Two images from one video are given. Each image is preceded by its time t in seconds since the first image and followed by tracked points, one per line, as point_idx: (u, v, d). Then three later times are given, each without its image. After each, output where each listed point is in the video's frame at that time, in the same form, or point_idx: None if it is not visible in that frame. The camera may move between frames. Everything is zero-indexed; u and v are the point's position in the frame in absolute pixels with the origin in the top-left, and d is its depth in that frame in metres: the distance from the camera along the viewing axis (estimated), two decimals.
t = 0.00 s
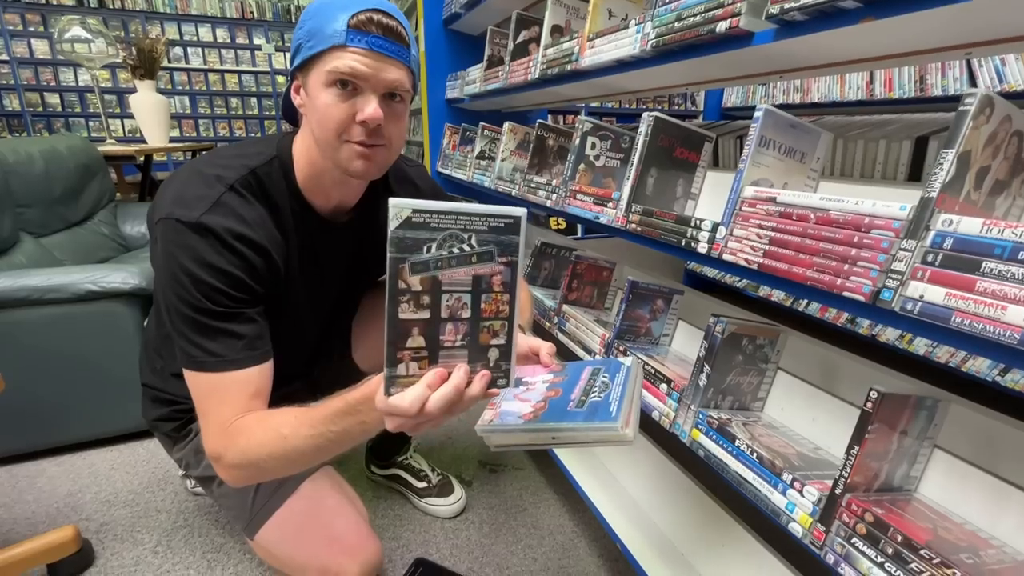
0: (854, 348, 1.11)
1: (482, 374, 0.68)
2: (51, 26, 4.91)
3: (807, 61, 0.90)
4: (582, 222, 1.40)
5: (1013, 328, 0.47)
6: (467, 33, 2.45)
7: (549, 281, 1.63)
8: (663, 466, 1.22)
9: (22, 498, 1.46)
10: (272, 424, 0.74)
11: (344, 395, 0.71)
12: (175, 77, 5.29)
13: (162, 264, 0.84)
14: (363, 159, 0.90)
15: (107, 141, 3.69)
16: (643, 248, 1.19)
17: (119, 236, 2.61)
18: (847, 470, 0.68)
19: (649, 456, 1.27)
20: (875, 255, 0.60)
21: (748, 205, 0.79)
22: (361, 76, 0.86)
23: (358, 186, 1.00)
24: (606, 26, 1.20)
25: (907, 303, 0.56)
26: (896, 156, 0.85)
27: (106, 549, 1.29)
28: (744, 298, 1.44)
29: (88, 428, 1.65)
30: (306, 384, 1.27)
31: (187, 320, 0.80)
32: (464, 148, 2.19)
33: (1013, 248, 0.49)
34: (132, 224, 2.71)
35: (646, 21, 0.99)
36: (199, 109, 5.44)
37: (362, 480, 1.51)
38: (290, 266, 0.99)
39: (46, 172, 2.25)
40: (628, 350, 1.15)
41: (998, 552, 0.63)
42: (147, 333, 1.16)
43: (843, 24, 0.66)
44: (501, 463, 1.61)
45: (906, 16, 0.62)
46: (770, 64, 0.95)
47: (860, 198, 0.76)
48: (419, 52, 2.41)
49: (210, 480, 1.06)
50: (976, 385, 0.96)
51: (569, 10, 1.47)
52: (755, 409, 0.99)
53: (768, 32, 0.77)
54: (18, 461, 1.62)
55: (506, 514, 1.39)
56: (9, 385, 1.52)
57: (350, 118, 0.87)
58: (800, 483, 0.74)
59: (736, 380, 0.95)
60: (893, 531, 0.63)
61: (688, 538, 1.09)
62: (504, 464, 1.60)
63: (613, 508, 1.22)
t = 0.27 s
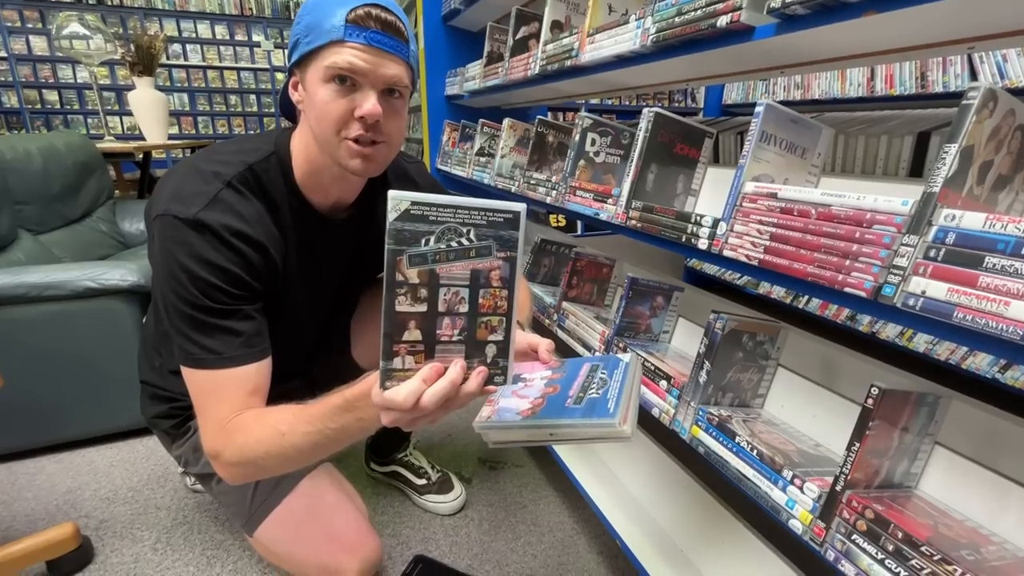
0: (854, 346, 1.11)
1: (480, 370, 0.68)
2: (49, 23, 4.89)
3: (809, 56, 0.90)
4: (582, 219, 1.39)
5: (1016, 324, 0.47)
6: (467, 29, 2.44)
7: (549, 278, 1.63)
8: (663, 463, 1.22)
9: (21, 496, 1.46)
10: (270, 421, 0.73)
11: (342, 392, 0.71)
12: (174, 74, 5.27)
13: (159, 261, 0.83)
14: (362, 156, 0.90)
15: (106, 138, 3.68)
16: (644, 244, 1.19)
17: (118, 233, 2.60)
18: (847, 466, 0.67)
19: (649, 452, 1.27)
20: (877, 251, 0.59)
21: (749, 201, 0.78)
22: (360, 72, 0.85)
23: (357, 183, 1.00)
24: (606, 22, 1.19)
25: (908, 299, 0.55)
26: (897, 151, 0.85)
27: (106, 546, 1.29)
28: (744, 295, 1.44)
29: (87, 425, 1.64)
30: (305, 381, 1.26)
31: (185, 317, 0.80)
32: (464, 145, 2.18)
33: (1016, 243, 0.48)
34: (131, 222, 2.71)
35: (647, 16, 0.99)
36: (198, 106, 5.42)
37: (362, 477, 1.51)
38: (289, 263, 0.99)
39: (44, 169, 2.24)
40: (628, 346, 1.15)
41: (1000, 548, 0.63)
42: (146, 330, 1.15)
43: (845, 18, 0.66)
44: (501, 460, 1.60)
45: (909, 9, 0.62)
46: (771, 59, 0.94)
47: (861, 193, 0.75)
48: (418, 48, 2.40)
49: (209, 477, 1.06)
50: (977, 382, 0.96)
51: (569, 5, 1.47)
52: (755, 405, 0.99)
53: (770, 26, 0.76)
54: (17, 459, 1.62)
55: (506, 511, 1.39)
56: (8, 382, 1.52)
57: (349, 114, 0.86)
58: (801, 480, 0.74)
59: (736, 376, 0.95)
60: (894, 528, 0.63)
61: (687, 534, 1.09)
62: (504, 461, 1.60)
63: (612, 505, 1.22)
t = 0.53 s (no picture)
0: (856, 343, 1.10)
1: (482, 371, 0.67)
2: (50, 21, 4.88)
3: (811, 53, 0.90)
4: (583, 216, 1.39)
5: (1020, 321, 0.47)
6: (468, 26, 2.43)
7: (550, 276, 1.63)
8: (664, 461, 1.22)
9: (23, 493, 1.46)
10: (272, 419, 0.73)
11: (344, 391, 0.71)
12: (174, 72, 5.27)
13: (160, 259, 0.83)
14: (365, 154, 0.90)
15: (107, 136, 3.68)
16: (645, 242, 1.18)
17: (119, 231, 2.60)
18: (850, 464, 0.67)
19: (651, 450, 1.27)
20: (881, 248, 0.59)
21: (751, 198, 0.78)
22: (363, 69, 0.85)
23: (359, 181, 1.00)
24: (608, 18, 1.18)
25: (913, 296, 0.55)
26: (901, 148, 0.85)
27: (108, 544, 1.29)
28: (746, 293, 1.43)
29: (89, 423, 1.64)
30: (307, 378, 1.26)
31: (186, 315, 0.80)
32: (465, 143, 2.18)
33: (1022, 240, 0.48)
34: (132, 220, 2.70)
35: (649, 13, 0.99)
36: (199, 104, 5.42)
37: (363, 475, 1.51)
38: (290, 261, 0.99)
39: (45, 167, 2.24)
40: (630, 344, 1.15)
41: (1003, 546, 0.63)
42: (146, 327, 1.15)
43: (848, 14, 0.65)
44: (502, 458, 1.60)
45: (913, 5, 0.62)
46: (773, 56, 0.94)
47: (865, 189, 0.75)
48: (419, 46, 2.40)
49: (210, 475, 1.06)
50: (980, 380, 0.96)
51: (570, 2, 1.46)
52: (757, 403, 0.99)
53: (772, 22, 0.76)
54: (18, 456, 1.62)
55: (507, 509, 1.39)
56: (10, 381, 1.52)
57: (352, 112, 0.86)
58: (803, 477, 0.74)
59: (739, 374, 0.94)
60: (897, 526, 0.63)
61: (689, 532, 1.08)
62: (505, 459, 1.60)
63: (614, 503, 1.22)
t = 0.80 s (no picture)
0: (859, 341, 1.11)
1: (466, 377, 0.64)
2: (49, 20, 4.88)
3: (814, 49, 0.89)
4: (584, 214, 1.39)
5: None
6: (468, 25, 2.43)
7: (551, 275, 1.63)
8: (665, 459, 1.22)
9: (24, 492, 1.45)
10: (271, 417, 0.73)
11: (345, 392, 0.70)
12: (174, 71, 5.27)
13: (160, 257, 0.83)
14: (367, 153, 0.89)
15: (107, 135, 3.67)
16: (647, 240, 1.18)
17: (118, 230, 2.60)
18: (853, 462, 0.67)
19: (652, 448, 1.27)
20: (884, 245, 0.59)
21: (754, 195, 0.78)
22: (366, 68, 0.85)
23: (360, 179, 0.99)
24: (609, 16, 1.18)
25: (917, 293, 0.55)
26: (903, 146, 0.85)
27: (109, 542, 1.29)
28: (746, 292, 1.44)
29: (90, 422, 1.64)
30: (307, 377, 1.26)
31: (186, 314, 0.79)
32: (465, 141, 2.17)
33: None
34: (131, 218, 2.70)
35: (650, 10, 0.98)
36: (198, 103, 5.42)
37: (363, 474, 1.51)
38: (289, 260, 0.99)
39: (45, 166, 2.23)
40: (631, 343, 1.15)
41: (1006, 544, 0.63)
42: (147, 325, 1.15)
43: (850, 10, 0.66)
44: (503, 456, 1.60)
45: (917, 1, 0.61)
46: (775, 53, 0.94)
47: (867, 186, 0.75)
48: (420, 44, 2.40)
49: (211, 474, 1.06)
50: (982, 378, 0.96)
51: None
52: (759, 402, 0.98)
53: (774, 18, 0.76)
54: (18, 455, 1.62)
55: (508, 508, 1.39)
56: (10, 379, 1.52)
57: (354, 110, 0.86)
58: (806, 475, 0.74)
59: (740, 372, 0.94)
60: (900, 524, 0.62)
61: (690, 531, 1.08)
62: (506, 458, 1.60)
63: (615, 501, 1.22)
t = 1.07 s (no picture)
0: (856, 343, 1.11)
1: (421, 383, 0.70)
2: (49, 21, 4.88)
3: (811, 53, 0.90)
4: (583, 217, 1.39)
5: (1018, 321, 0.47)
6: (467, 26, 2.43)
7: (549, 276, 1.63)
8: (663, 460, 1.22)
9: (24, 493, 1.46)
10: (271, 429, 0.77)
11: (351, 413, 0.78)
12: (174, 72, 5.27)
13: (155, 263, 0.83)
14: (366, 163, 0.90)
15: (106, 136, 3.67)
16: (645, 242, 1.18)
17: (118, 232, 2.60)
18: (849, 464, 0.67)
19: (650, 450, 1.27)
20: (879, 249, 0.59)
21: (750, 199, 0.78)
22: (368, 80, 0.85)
23: (360, 187, 1.00)
24: (607, 19, 1.18)
25: (911, 297, 0.55)
26: (899, 149, 0.85)
27: (108, 544, 1.29)
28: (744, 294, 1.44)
29: (89, 423, 1.65)
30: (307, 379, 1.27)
31: (178, 321, 0.80)
32: (464, 143, 2.18)
33: (1020, 241, 0.48)
34: (131, 220, 2.70)
35: (648, 13, 0.99)
36: (198, 104, 5.42)
37: (362, 475, 1.51)
38: (286, 265, 0.99)
39: (44, 167, 2.23)
40: (629, 345, 1.15)
41: (1001, 546, 0.63)
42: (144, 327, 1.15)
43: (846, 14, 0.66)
44: (501, 457, 1.61)
45: (913, 6, 0.62)
46: (772, 56, 0.94)
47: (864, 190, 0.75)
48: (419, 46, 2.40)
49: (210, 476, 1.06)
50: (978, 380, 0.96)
51: (569, 2, 1.46)
52: (756, 404, 0.99)
53: (771, 23, 0.76)
54: (18, 457, 1.62)
55: (507, 509, 1.39)
56: (10, 381, 1.52)
57: (355, 121, 0.86)
58: (802, 477, 0.74)
59: (738, 374, 0.95)
60: (896, 526, 0.63)
61: (688, 533, 1.09)
62: (505, 459, 1.60)
63: (612, 502, 1.22)
